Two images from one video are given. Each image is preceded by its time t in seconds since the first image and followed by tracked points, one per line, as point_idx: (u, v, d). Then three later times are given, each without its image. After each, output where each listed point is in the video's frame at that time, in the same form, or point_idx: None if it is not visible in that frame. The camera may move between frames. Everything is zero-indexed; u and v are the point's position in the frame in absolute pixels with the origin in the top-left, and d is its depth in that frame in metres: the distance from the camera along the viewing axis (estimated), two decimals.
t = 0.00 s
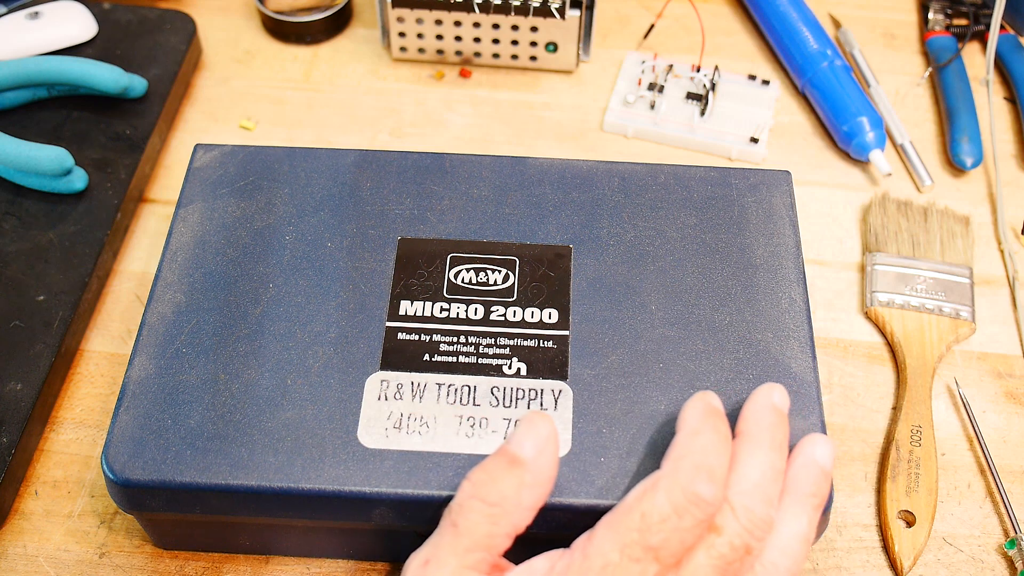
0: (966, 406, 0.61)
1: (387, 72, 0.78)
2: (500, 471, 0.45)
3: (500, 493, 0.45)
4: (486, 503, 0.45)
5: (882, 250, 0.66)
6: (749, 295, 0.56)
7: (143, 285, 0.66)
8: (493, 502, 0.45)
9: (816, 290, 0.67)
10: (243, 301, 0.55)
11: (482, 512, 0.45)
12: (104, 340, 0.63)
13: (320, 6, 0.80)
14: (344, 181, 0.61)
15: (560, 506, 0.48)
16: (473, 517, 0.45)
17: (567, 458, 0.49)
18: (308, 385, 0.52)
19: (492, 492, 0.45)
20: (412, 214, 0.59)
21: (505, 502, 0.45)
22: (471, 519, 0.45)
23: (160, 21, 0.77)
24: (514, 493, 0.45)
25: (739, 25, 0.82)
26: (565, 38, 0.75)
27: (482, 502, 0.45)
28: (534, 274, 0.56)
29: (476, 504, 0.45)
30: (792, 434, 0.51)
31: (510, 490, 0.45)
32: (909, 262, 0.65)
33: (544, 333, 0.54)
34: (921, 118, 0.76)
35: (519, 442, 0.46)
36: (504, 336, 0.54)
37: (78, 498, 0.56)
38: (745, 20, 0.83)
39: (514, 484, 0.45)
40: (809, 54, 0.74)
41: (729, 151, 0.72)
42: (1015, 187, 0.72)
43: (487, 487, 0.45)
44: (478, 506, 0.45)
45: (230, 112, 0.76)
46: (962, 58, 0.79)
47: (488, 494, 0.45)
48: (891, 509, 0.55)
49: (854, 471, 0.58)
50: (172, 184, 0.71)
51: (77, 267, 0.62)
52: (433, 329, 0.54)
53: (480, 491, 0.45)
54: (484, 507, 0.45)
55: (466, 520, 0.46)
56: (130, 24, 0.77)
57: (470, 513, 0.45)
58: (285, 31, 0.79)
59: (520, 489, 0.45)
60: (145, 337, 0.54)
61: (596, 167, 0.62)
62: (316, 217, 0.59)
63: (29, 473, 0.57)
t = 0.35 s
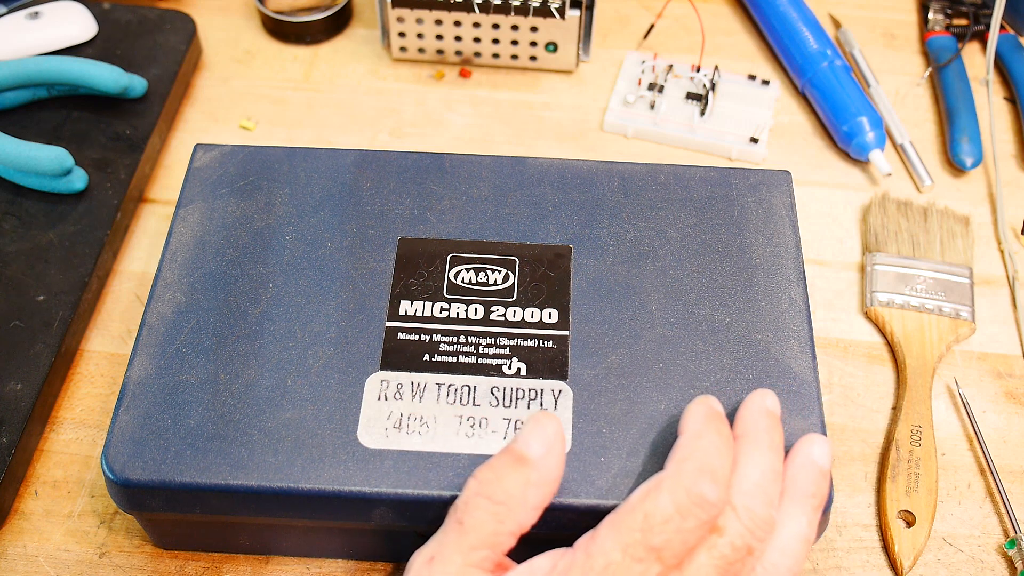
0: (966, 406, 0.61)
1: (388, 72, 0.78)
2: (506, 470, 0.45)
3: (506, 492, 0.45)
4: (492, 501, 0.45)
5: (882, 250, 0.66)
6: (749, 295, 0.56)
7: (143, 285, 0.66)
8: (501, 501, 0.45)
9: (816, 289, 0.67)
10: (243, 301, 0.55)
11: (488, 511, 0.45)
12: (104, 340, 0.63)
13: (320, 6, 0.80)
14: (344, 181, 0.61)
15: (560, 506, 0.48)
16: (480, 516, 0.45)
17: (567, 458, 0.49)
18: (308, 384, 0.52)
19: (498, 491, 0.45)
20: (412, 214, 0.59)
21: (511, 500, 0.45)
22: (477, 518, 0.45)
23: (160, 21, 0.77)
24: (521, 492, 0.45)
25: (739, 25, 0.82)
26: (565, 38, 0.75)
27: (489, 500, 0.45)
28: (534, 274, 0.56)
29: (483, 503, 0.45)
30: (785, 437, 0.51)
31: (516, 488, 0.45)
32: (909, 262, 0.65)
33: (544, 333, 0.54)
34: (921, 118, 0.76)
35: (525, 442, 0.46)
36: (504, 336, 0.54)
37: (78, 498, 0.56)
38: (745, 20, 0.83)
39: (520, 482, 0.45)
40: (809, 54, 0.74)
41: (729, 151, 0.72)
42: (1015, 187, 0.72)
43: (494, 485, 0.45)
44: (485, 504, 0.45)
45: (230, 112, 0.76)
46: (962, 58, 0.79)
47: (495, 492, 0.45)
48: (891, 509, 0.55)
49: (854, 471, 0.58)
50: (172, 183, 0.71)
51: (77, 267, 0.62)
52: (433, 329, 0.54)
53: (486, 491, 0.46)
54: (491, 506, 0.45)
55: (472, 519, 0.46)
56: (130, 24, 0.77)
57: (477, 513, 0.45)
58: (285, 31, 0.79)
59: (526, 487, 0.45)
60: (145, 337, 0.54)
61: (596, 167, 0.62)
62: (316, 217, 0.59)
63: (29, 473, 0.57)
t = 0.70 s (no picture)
0: (966, 406, 0.61)
1: (387, 72, 0.78)
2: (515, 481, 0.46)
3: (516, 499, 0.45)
4: (501, 507, 0.45)
5: (882, 250, 0.66)
6: (749, 295, 0.56)
7: (143, 285, 0.66)
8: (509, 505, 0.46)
9: (815, 289, 0.67)
10: (243, 301, 0.55)
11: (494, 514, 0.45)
12: (104, 340, 0.63)
13: (320, 6, 0.80)
14: (344, 181, 0.61)
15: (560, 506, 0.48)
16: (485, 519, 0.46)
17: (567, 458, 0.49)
18: (308, 384, 0.52)
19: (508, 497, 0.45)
20: (412, 214, 0.59)
21: (523, 504, 0.45)
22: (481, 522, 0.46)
23: (160, 21, 0.77)
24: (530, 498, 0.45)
25: (739, 25, 0.82)
26: (565, 38, 0.75)
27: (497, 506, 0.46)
28: (534, 273, 0.56)
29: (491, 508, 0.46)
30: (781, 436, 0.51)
31: (524, 495, 0.45)
32: (909, 262, 0.65)
33: (544, 333, 0.54)
34: (921, 118, 0.76)
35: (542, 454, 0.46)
36: (504, 337, 0.54)
37: (78, 498, 0.56)
38: (745, 20, 0.83)
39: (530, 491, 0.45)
40: (809, 54, 0.74)
41: (729, 151, 0.72)
42: (1015, 187, 0.72)
43: (503, 492, 0.45)
44: (491, 509, 0.45)
45: (230, 112, 0.76)
46: (962, 58, 0.79)
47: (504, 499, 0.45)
48: (891, 509, 0.55)
49: (854, 470, 0.58)
50: (172, 184, 0.71)
51: (77, 267, 0.62)
52: (433, 329, 0.54)
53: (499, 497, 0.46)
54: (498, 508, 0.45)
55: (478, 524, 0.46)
56: (130, 24, 0.77)
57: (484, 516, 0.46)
58: (285, 31, 0.79)
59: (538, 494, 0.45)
60: (145, 337, 0.54)
61: (596, 167, 0.62)
62: (316, 217, 0.59)
63: (29, 473, 0.57)
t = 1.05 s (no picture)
0: (966, 406, 0.61)
1: (387, 72, 0.78)
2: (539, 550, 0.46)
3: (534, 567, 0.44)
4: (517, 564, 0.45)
5: (882, 250, 0.66)
6: (749, 295, 0.56)
7: (143, 285, 0.66)
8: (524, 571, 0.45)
9: (816, 289, 0.67)
10: (244, 301, 0.55)
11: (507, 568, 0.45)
12: (104, 340, 0.63)
13: (320, 6, 0.80)
14: (344, 181, 0.61)
15: (560, 507, 0.48)
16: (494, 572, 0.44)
17: (567, 458, 0.49)
18: (308, 384, 0.52)
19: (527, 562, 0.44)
20: (413, 214, 0.59)
21: None
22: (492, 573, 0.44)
23: (160, 21, 0.77)
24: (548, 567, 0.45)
25: (739, 25, 0.82)
26: (565, 38, 0.75)
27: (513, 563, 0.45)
28: (534, 274, 0.56)
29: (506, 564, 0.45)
30: (781, 436, 0.50)
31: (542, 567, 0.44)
32: (909, 262, 0.65)
33: (544, 333, 0.54)
34: (921, 118, 0.76)
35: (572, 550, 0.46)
36: (504, 337, 0.54)
37: (78, 498, 0.56)
38: (745, 20, 0.83)
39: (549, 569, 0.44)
40: (809, 54, 0.74)
41: (729, 151, 0.72)
42: (1015, 187, 0.72)
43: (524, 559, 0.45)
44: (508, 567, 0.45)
45: (230, 112, 0.76)
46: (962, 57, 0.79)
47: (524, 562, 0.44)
48: (891, 509, 0.55)
49: (854, 471, 0.58)
50: (172, 184, 0.71)
51: (77, 267, 0.62)
52: (433, 329, 0.54)
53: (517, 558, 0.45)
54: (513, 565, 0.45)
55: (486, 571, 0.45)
56: (130, 24, 0.77)
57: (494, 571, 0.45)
58: (285, 31, 0.79)
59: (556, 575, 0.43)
60: (144, 337, 0.54)
61: (597, 167, 0.62)
62: (316, 217, 0.59)
63: (29, 473, 0.57)
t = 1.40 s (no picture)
0: (965, 406, 0.61)
1: (387, 72, 0.78)
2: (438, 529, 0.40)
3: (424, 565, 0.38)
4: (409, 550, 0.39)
5: (882, 250, 0.66)
6: (749, 294, 0.56)
7: (143, 285, 0.66)
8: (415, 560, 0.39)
9: (815, 289, 0.67)
10: (244, 301, 0.55)
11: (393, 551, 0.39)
12: (104, 340, 0.63)
13: (320, 6, 0.80)
14: (344, 181, 0.61)
15: (560, 506, 0.48)
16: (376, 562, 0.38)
17: (567, 458, 0.49)
18: (308, 384, 0.52)
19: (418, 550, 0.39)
20: (413, 214, 0.59)
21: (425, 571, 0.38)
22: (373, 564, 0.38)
23: (160, 21, 0.77)
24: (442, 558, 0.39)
25: (739, 25, 0.82)
26: (565, 38, 0.75)
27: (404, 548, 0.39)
28: (534, 274, 0.56)
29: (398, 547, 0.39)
30: (781, 435, 0.50)
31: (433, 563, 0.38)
32: (909, 262, 0.65)
33: (544, 333, 0.54)
34: (921, 118, 0.76)
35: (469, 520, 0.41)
36: (504, 337, 0.54)
37: (78, 498, 0.56)
38: (745, 20, 0.83)
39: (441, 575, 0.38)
40: (809, 54, 0.75)
41: (729, 151, 0.72)
42: (1015, 187, 0.72)
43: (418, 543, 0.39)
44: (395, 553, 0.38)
45: (230, 112, 0.76)
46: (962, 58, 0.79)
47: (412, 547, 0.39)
48: (891, 508, 0.55)
49: (854, 470, 0.58)
50: (172, 184, 0.71)
51: (77, 267, 0.62)
52: (433, 329, 0.54)
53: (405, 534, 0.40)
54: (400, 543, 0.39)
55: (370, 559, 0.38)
56: (130, 24, 0.77)
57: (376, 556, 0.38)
58: (285, 31, 0.79)
59: None
60: (145, 337, 0.54)
61: (597, 167, 0.62)
62: (316, 217, 0.59)
63: (29, 473, 0.57)
